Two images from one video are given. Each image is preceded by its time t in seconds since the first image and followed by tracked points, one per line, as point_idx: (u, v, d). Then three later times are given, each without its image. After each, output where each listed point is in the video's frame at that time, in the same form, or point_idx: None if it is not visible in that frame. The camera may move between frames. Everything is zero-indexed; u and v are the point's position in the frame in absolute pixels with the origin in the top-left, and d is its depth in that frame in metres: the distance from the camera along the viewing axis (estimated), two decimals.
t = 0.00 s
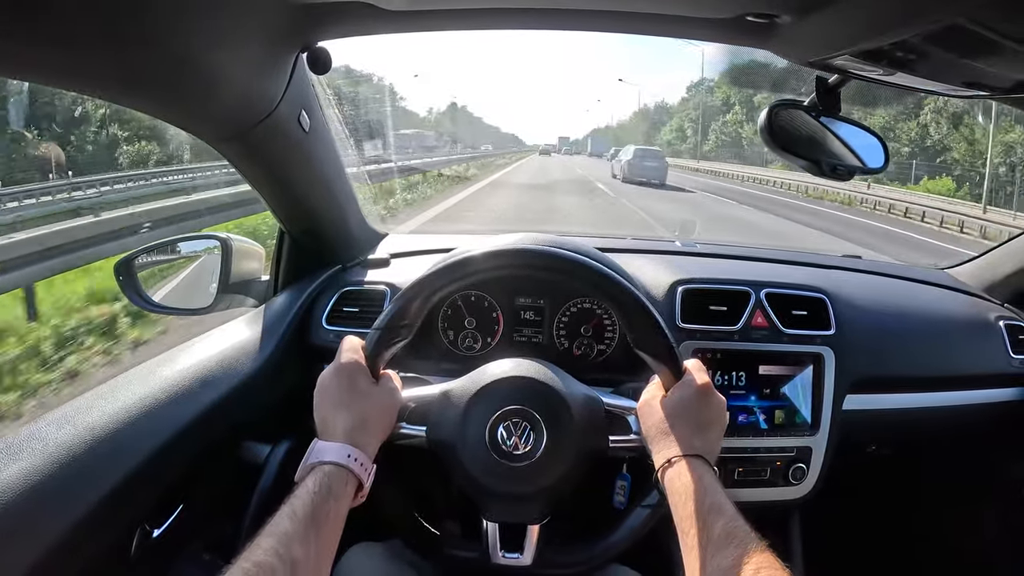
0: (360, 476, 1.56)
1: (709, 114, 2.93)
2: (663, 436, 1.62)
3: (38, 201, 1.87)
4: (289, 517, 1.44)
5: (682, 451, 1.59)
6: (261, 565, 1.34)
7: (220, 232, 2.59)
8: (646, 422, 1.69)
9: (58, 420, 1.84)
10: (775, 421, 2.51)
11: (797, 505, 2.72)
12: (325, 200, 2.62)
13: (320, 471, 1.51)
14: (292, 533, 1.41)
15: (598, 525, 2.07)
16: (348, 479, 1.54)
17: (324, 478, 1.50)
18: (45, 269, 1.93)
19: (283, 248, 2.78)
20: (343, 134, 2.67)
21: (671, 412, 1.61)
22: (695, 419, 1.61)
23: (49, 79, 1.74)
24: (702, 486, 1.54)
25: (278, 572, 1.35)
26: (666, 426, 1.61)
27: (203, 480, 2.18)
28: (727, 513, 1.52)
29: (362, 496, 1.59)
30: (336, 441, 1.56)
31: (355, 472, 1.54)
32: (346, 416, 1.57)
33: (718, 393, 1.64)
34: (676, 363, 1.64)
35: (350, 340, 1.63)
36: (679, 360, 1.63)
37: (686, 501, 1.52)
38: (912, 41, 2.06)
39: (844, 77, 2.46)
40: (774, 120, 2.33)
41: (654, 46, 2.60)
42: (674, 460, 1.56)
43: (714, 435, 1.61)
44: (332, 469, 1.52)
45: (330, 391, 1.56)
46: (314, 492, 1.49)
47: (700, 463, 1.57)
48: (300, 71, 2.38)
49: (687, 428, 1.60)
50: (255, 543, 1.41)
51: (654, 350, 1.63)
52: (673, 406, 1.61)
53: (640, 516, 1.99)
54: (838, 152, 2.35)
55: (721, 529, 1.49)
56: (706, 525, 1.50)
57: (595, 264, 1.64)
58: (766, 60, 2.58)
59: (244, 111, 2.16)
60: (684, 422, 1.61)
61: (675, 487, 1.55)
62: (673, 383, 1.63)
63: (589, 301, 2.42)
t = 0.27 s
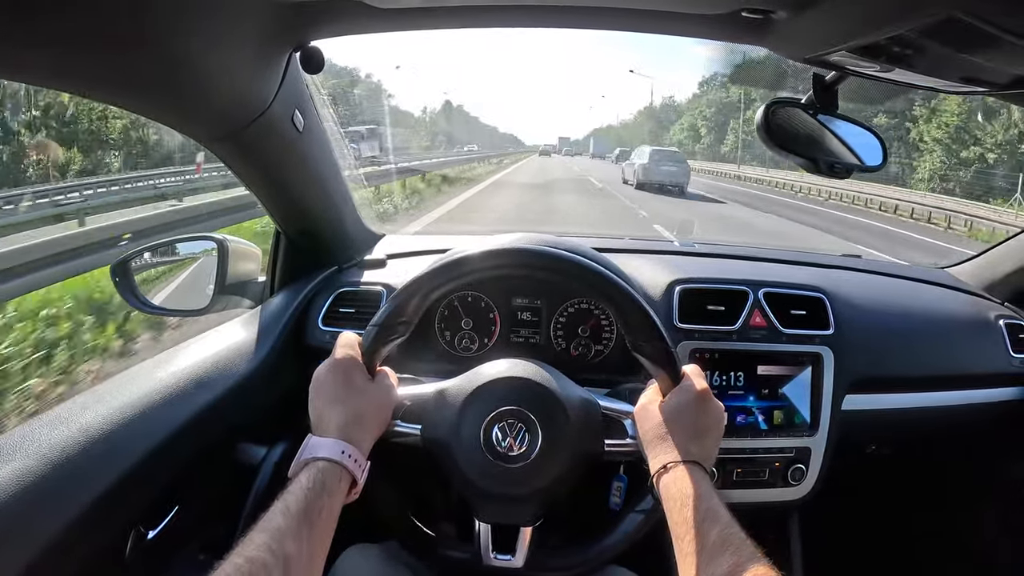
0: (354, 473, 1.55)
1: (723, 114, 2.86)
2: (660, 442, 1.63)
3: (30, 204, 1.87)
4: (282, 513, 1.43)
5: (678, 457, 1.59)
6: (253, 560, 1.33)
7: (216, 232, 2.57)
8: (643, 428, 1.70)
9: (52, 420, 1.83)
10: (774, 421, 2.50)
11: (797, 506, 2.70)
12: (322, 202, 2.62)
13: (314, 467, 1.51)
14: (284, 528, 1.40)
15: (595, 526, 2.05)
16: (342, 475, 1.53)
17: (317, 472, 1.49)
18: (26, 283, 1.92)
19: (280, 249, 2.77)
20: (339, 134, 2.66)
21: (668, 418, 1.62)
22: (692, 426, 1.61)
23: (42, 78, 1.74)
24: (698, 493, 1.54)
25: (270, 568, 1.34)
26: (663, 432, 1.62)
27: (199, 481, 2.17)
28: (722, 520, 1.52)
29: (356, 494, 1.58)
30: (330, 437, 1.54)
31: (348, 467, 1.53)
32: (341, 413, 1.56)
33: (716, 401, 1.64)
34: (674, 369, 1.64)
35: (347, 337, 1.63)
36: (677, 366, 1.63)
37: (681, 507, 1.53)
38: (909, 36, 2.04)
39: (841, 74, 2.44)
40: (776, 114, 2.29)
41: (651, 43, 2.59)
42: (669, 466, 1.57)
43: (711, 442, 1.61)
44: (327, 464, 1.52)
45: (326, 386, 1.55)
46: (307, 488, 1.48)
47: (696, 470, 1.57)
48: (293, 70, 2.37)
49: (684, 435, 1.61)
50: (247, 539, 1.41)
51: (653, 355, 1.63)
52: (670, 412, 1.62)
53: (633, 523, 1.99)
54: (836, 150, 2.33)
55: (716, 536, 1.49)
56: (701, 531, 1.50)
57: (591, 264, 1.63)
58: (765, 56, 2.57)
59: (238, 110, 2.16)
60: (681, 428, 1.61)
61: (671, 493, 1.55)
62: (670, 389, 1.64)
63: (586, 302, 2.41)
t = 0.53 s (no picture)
0: (351, 473, 1.56)
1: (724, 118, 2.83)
2: (656, 442, 1.64)
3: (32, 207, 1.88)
4: (279, 513, 1.45)
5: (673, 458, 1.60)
6: (250, 560, 1.35)
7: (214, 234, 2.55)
8: (639, 427, 1.71)
9: (52, 421, 1.84)
10: (771, 422, 2.50)
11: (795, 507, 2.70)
12: (322, 205, 2.63)
13: (311, 467, 1.52)
14: (281, 528, 1.42)
15: (592, 527, 2.06)
16: (339, 475, 1.54)
17: (313, 473, 1.50)
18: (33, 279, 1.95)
19: (279, 251, 2.78)
20: (338, 137, 2.67)
21: (664, 419, 1.63)
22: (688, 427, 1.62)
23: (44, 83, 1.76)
24: (693, 494, 1.56)
25: (267, 567, 1.36)
26: (659, 432, 1.63)
27: (198, 481, 2.18)
28: (716, 520, 1.54)
29: (352, 495, 1.59)
30: (328, 438, 1.55)
31: (346, 468, 1.54)
32: (339, 413, 1.56)
33: (712, 401, 1.65)
34: (671, 370, 1.65)
35: (345, 339, 1.64)
36: (673, 367, 1.64)
37: (677, 508, 1.55)
38: (904, 39, 2.04)
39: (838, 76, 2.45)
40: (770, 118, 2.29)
41: (649, 45, 2.60)
42: (665, 467, 1.58)
43: (706, 443, 1.62)
44: (324, 465, 1.52)
45: (323, 387, 1.56)
46: (304, 489, 1.49)
47: (691, 470, 1.59)
48: (291, 73, 2.38)
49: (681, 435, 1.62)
50: (242, 540, 1.42)
51: (650, 358, 1.64)
52: (666, 412, 1.63)
53: (629, 523, 2.00)
54: (835, 151, 2.33)
55: (710, 536, 1.51)
56: (696, 531, 1.53)
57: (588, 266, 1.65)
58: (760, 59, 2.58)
59: (237, 112, 2.17)
60: (676, 429, 1.62)
61: (666, 494, 1.57)
62: (667, 390, 1.64)
63: (584, 303, 2.41)
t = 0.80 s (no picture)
0: (349, 473, 1.57)
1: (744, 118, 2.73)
2: (652, 444, 1.64)
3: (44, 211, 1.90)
4: (278, 512, 1.46)
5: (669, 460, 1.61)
6: (248, 560, 1.37)
7: (214, 236, 2.57)
8: (634, 429, 1.71)
9: (52, 422, 1.85)
10: (769, 422, 2.50)
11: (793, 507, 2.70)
12: (321, 207, 2.64)
13: (309, 467, 1.53)
14: (280, 527, 1.43)
15: (589, 527, 2.06)
16: (337, 474, 1.55)
17: (312, 473, 1.51)
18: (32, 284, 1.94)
19: (278, 253, 2.78)
20: (335, 139, 2.68)
21: (660, 421, 1.63)
22: (683, 429, 1.63)
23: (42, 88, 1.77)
24: (688, 496, 1.57)
25: (265, 566, 1.37)
26: (654, 435, 1.64)
27: (197, 483, 2.19)
28: (712, 523, 1.55)
29: (350, 494, 1.60)
30: (326, 438, 1.56)
31: (344, 467, 1.54)
32: (336, 413, 1.57)
33: (708, 403, 1.65)
34: (666, 373, 1.66)
35: (343, 340, 1.65)
36: (669, 369, 1.65)
37: (672, 510, 1.55)
38: (898, 39, 2.05)
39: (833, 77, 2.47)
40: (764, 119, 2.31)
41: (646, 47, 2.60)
42: (660, 469, 1.59)
43: (702, 445, 1.63)
44: (322, 465, 1.53)
45: (320, 387, 1.57)
46: (302, 488, 1.50)
47: (687, 473, 1.60)
48: (286, 76, 2.39)
49: (676, 437, 1.62)
50: (242, 540, 1.43)
51: (646, 359, 1.64)
52: (662, 415, 1.63)
53: (624, 524, 2.00)
54: (831, 151, 2.33)
55: (705, 539, 1.52)
56: (691, 534, 1.53)
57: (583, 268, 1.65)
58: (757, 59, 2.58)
59: (233, 115, 2.18)
60: (672, 431, 1.63)
61: (662, 496, 1.57)
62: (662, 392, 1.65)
63: (582, 304, 2.41)
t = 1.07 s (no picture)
0: (357, 476, 1.57)
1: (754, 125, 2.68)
2: (659, 447, 1.67)
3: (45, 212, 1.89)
4: (286, 515, 1.46)
5: (676, 463, 1.64)
6: (257, 562, 1.37)
7: (218, 239, 2.56)
8: (642, 433, 1.74)
9: (58, 429, 1.85)
10: (774, 424, 2.50)
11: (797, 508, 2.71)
12: (325, 211, 2.63)
13: (317, 470, 1.53)
14: (289, 530, 1.43)
15: (596, 530, 2.07)
16: (345, 478, 1.55)
17: (320, 475, 1.52)
18: (34, 289, 1.94)
19: (282, 255, 2.78)
20: (340, 142, 2.66)
21: (668, 424, 1.66)
22: (691, 432, 1.66)
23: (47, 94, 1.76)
24: (696, 498, 1.60)
25: (274, 568, 1.37)
26: (662, 438, 1.67)
27: (203, 487, 2.19)
28: (720, 525, 1.58)
29: (360, 497, 1.60)
30: (334, 440, 1.57)
31: (352, 470, 1.55)
32: (344, 416, 1.58)
33: (714, 407, 1.69)
34: (673, 376, 1.68)
35: (350, 343, 1.65)
36: (676, 373, 1.68)
37: (680, 512, 1.58)
38: (904, 44, 2.05)
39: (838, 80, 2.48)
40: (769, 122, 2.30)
41: (649, 52, 2.60)
42: (668, 472, 1.62)
43: (709, 448, 1.66)
44: (330, 468, 1.54)
45: (328, 389, 1.57)
46: (311, 491, 1.50)
47: (694, 475, 1.63)
48: (294, 80, 2.39)
49: (683, 440, 1.66)
50: (250, 542, 1.43)
51: (653, 363, 1.66)
52: (669, 418, 1.67)
53: (633, 526, 2.00)
54: (835, 154, 2.34)
55: (714, 540, 1.55)
56: (699, 536, 1.56)
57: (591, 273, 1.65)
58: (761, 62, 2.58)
59: (239, 120, 2.17)
60: (680, 434, 1.66)
61: (670, 498, 1.61)
62: (670, 396, 1.68)
63: (587, 307, 2.40)
